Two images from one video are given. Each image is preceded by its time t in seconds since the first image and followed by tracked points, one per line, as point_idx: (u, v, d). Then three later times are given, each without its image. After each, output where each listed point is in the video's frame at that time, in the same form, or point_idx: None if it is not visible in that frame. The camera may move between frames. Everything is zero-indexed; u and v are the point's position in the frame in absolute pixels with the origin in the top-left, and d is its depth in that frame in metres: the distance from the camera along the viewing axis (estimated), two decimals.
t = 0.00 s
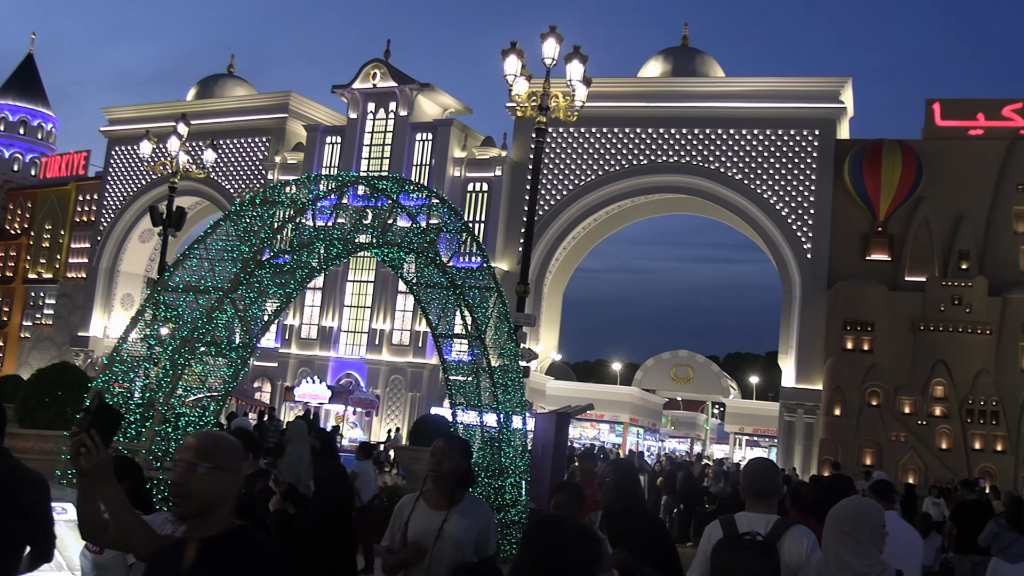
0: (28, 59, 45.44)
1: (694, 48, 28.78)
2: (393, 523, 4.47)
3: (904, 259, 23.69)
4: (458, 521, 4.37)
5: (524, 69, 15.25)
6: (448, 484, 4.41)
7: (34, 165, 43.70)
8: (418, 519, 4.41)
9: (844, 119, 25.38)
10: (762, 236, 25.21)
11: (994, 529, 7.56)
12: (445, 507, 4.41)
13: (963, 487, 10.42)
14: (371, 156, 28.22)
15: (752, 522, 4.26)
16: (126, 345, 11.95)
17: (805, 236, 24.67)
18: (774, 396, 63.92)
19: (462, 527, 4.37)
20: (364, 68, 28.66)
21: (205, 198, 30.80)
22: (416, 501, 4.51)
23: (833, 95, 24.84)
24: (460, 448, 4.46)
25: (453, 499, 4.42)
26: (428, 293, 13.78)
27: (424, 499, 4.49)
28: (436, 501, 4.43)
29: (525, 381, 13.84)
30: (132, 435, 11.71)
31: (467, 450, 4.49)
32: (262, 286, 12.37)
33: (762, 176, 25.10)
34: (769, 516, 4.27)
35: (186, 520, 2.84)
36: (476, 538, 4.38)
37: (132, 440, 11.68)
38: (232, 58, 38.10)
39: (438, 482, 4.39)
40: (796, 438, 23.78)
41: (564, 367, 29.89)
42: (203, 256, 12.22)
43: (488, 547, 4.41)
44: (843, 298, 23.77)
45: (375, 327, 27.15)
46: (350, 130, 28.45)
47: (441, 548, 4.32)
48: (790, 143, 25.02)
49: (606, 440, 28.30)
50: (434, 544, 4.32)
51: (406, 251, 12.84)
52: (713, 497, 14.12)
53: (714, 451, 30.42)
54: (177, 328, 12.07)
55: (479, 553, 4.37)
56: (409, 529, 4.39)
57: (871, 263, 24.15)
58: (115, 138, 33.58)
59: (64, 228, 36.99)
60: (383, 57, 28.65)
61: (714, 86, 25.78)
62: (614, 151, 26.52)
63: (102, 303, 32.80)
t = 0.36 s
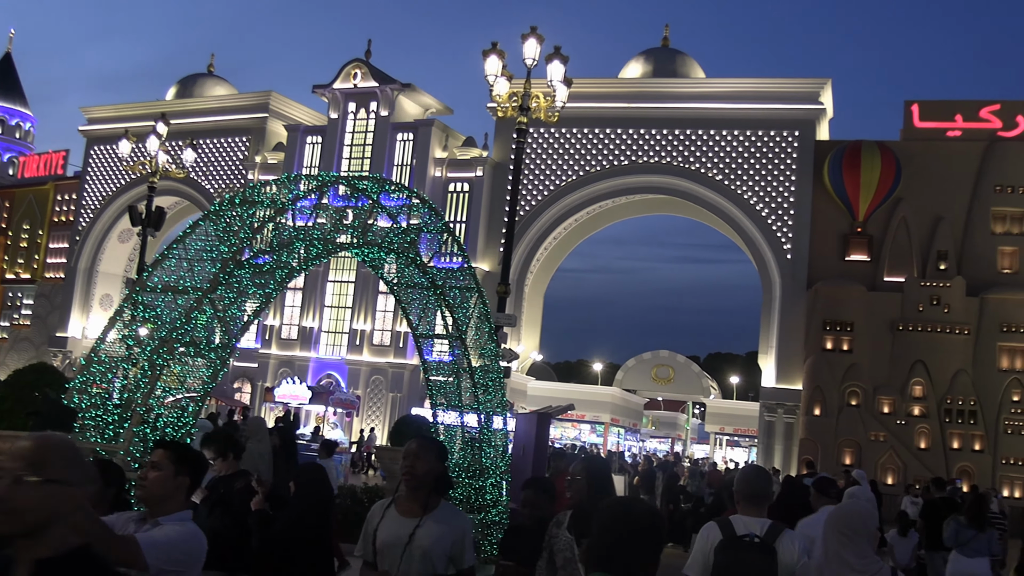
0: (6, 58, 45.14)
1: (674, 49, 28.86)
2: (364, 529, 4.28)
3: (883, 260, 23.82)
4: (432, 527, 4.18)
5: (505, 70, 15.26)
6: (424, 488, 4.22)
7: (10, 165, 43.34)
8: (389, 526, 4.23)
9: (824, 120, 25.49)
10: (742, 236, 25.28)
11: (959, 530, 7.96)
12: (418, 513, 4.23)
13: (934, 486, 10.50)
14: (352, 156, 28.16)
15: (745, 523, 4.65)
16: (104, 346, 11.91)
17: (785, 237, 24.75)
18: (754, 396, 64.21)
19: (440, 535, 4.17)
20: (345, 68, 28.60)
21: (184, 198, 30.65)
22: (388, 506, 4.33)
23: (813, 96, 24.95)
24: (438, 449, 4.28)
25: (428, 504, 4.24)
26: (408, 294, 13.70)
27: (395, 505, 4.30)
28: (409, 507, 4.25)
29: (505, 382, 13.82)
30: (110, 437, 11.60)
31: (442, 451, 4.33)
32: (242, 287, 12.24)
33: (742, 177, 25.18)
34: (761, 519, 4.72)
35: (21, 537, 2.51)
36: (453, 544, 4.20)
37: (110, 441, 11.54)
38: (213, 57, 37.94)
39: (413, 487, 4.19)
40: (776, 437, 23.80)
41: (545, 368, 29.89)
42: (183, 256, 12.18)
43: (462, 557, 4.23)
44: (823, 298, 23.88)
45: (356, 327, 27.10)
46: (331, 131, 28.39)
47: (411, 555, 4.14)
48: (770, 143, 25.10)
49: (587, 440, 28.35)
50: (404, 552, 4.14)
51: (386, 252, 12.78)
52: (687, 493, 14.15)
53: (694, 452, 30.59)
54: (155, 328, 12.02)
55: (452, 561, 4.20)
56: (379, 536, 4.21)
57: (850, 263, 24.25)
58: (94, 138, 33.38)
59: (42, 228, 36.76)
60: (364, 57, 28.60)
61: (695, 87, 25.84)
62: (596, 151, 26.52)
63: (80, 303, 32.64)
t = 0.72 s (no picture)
0: None
1: (664, 49, 28.90)
2: (341, 531, 4.28)
3: (872, 259, 23.88)
4: (410, 530, 4.16)
5: (495, 69, 15.25)
6: (402, 491, 4.24)
7: None
8: (365, 528, 4.21)
9: (813, 119, 25.55)
10: (732, 236, 25.34)
11: (938, 526, 8.77)
12: (397, 516, 4.22)
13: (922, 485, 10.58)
14: (341, 157, 28.12)
15: (742, 513, 5.10)
16: (92, 347, 11.72)
17: (775, 236, 24.80)
18: (744, 395, 64.41)
19: (421, 538, 4.17)
20: (335, 68, 28.54)
21: (174, 199, 30.56)
22: (364, 508, 4.33)
23: (803, 96, 25.00)
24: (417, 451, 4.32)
25: (407, 507, 4.24)
26: (397, 292, 13.50)
27: (373, 507, 4.29)
28: (387, 509, 4.25)
29: (495, 382, 13.87)
30: (99, 437, 11.52)
31: (421, 450, 4.36)
32: (231, 287, 12.02)
33: (732, 177, 25.22)
34: (755, 509, 5.13)
35: None
36: (432, 548, 4.20)
37: (99, 442, 11.46)
38: (202, 57, 37.84)
39: (391, 488, 4.21)
40: (767, 436, 23.84)
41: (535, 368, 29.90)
42: (170, 257, 11.95)
43: (442, 561, 4.22)
44: (812, 298, 23.97)
45: (346, 327, 27.08)
46: (320, 131, 28.36)
47: (387, 560, 4.11)
48: (759, 143, 25.15)
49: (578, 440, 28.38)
50: (381, 556, 4.11)
51: (376, 252, 12.87)
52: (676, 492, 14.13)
53: (684, 452, 30.27)
54: (144, 330, 11.74)
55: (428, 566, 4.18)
56: (354, 539, 4.20)
57: (840, 263, 24.32)
58: (82, 138, 33.26)
59: (30, 228, 36.63)
60: (353, 57, 28.57)
61: (685, 87, 25.87)
62: (586, 151, 26.51)
63: (69, 303, 32.56)
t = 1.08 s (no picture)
0: None
1: (652, 49, 28.94)
2: (287, 544, 3.83)
3: (858, 260, 23.98)
4: (368, 539, 3.78)
5: (483, 70, 15.25)
6: (356, 497, 3.86)
7: None
8: (317, 536, 3.80)
9: (800, 120, 25.63)
10: (720, 237, 25.38)
11: (925, 527, 8.84)
12: (353, 522, 3.83)
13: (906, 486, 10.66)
14: (329, 156, 28.07)
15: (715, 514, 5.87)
16: (78, 345, 11.72)
17: (762, 237, 24.87)
18: (730, 395, 64.58)
19: (378, 548, 3.79)
20: (322, 67, 28.47)
21: (160, 197, 30.46)
22: (314, 516, 3.89)
23: (790, 97, 25.09)
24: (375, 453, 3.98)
25: (363, 514, 3.86)
26: (385, 293, 13.42)
27: (324, 514, 3.88)
28: (340, 516, 3.85)
29: (482, 381, 13.84)
30: (83, 437, 11.43)
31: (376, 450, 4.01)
32: (217, 286, 11.92)
33: (719, 178, 25.30)
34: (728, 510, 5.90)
35: None
36: (389, 559, 3.82)
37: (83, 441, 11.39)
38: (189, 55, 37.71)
39: (346, 493, 3.85)
40: (753, 436, 23.90)
41: (523, 367, 29.92)
42: (157, 254, 11.89)
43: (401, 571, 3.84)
44: (798, 298, 24.01)
45: (333, 326, 27.02)
46: (308, 130, 28.30)
47: (344, 573, 3.71)
48: (746, 144, 25.24)
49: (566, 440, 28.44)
50: (337, 569, 3.71)
51: (363, 251, 12.56)
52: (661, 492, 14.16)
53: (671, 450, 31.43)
54: (129, 328, 11.76)
55: None
56: (305, 551, 3.77)
57: (826, 263, 24.40)
58: (68, 136, 33.10)
59: (15, 226, 36.42)
60: (341, 55, 28.51)
61: (673, 87, 25.91)
62: (574, 151, 26.51)
63: (54, 302, 32.41)
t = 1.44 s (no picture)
0: None
1: (633, 46, 28.98)
2: (237, 539, 3.74)
3: (837, 258, 24.10)
4: (322, 538, 3.67)
5: (463, 66, 15.21)
6: (312, 495, 3.74)
7: None
8: (269, 532, 3.69)
9: (780, 118, 25.71)
10: (701, 234, 25.41)
11: (907, 519, 8.92)
12: (308, 519, 3.71)
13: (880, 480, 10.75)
14: (309, 153, 27.99)
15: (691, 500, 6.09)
16: (53, 343, 11.03)
17: (742, 234, 24.90)
18: (711, 391, 64.87)
19: (332, 547, 3.67)
20: (303, 64, 28.40)
21: (139, 194, 30.28)
22: (268, 512, 3.80)
23: (769, 94, 25.17)
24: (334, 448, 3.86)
25: (319, 510, 3.75)
26: (365, 290, 13.13)
27: (277, 510, 3.78)
28: (293, 514, 3.74)
29: (463, 379, 13.88)
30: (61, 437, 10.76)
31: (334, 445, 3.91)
32: (197, 283, 11.41)
33: (699, 175, 25.36)
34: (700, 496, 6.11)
35: None
36: (344, 558, 3.69)
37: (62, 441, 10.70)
38: (168, 51, 37.50)
39: (302, 490, 3.73)
40: (733, 431, 23.82)
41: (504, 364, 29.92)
42: (134, 252, 11.24)
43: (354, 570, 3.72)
44: (778, 295, 24.15)
45: (313, 324, 26.95)
46: (288, 127, 28.21)
47: (296, 572, 3.61)
48: (727, 141, 25.28)
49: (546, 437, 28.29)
50: (288, 568, 3.60)
51: (343, 250, 12.61)
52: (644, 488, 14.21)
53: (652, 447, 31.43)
54: (107, 327, 11.07)
55: None
56: (255, 548, 3.68)
57: (806, 260, 24.47)
58: (46, 132, 32.86)
59: None
60: (321, 52, 28.40)
61: (654, 84, 25.95)
62: (555, 148, 26.50)
63: (32, 299, 32.22)
